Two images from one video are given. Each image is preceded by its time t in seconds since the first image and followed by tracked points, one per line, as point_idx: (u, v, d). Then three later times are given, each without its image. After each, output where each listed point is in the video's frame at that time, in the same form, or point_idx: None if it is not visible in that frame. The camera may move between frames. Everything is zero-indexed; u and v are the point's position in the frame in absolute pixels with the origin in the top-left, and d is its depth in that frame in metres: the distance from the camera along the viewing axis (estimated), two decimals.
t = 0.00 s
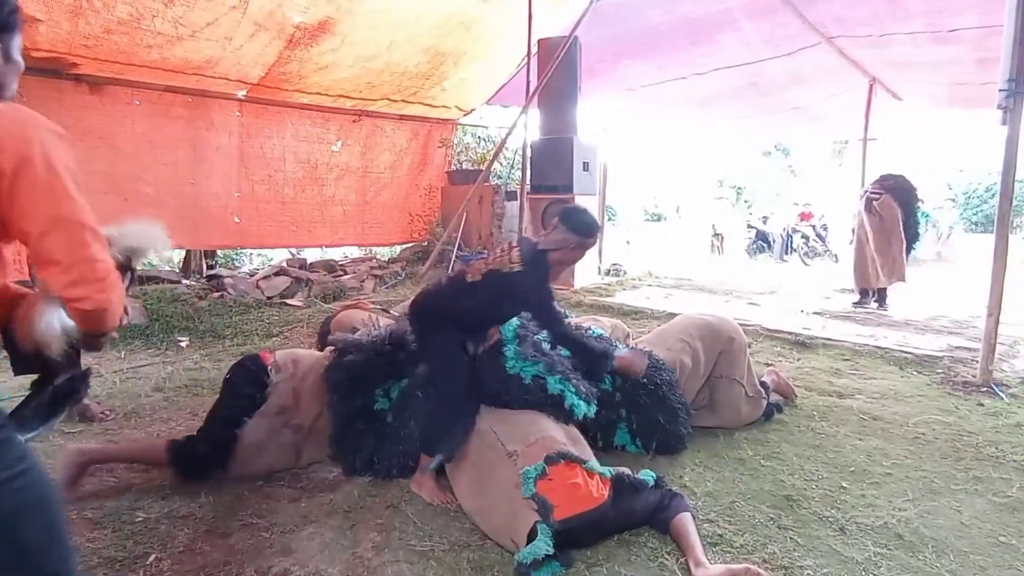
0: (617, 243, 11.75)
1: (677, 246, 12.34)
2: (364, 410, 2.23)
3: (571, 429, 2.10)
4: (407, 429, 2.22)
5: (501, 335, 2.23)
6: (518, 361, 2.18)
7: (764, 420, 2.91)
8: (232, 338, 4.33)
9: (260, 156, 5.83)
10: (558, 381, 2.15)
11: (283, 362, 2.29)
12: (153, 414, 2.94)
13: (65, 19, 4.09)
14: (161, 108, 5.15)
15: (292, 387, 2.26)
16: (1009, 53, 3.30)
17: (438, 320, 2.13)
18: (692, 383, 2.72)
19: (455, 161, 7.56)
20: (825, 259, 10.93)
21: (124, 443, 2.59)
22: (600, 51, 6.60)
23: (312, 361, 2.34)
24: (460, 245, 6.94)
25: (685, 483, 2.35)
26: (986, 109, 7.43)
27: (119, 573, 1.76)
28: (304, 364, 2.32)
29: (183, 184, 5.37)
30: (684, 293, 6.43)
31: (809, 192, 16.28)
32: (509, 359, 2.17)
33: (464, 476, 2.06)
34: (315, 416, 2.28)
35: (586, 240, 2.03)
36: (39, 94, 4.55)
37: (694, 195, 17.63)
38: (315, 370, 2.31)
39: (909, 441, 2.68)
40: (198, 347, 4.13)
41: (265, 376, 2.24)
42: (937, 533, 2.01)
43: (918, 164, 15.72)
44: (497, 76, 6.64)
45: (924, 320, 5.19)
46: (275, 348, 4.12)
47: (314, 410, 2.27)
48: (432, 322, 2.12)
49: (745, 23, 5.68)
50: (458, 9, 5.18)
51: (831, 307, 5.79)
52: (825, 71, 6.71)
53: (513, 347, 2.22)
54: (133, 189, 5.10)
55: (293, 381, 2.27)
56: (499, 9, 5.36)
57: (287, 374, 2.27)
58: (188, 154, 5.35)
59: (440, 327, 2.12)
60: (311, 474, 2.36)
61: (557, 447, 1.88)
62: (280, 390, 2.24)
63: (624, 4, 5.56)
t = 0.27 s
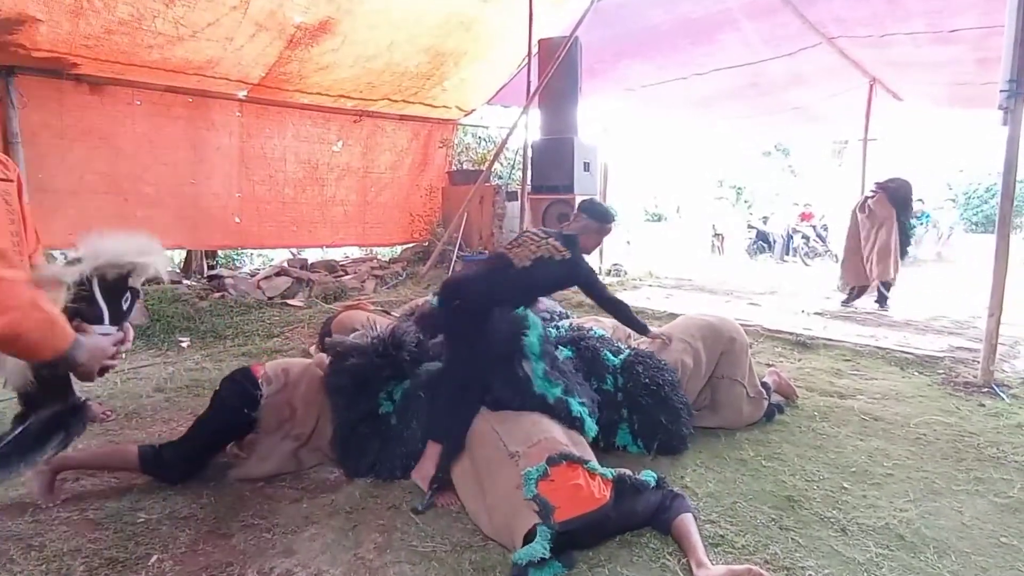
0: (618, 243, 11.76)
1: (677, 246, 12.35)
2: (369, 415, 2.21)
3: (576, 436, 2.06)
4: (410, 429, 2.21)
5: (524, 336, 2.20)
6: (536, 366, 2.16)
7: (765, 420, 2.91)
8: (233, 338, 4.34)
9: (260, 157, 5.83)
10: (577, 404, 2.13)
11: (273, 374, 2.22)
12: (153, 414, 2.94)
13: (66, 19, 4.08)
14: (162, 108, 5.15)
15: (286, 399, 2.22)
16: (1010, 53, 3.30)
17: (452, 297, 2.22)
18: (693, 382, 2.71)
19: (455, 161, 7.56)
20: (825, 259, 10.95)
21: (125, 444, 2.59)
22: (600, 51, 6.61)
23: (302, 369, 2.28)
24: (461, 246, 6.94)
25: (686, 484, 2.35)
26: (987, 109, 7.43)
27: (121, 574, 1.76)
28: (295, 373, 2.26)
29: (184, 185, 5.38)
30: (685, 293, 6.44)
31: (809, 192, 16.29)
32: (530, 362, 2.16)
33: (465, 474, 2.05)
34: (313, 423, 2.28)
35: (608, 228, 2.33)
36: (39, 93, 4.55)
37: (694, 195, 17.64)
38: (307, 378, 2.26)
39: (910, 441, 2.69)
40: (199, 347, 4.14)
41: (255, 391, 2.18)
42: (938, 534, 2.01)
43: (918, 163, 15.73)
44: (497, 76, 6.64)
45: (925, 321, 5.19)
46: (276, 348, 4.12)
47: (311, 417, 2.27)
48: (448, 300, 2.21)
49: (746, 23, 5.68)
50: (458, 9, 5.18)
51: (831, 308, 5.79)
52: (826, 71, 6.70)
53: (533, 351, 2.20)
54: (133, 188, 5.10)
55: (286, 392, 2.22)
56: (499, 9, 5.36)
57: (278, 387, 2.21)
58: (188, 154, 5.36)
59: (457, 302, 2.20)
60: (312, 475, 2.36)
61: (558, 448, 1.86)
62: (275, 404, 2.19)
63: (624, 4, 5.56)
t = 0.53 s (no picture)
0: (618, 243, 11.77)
1: (677, 246, 12.36)
2: (370, 422, 2.15)
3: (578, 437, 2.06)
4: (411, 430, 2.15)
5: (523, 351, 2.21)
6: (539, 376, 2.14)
7: (765, 420, 2.91)
8: (234, 338, 4.34)
9: (261, 157, 5.84)
10: (583, 408, 2.14)
11: (266, 379, 2.24)
12: (154, 414, 2.94)
13: (66, 19, 4.08)
14: (162, 108, 5.15)
15: (280, 402, 2.22)
16: (1010, 54, 3.30)
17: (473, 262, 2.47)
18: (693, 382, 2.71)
19: (456, 161, 7.56)
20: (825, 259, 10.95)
21: (126, 444, 2.59)
22: (601, 51, 6.61)
23: (296, 372, 2.28)
24: (461, 246, 6.95)
25: (687, 484, 2.35)
26: (987, 109, 7.43)
27: (123, 574, 1.76)
28: (288, 376, 2.27)
29: (184, 184, 5.38)
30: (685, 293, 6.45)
31: (809, 193, 16.29)
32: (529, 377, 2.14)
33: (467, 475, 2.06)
34: (310, 424, 2.29)
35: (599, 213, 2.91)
36: (39, 93, 4.56)
37: (694, 195, 17.64)
38: (301, 380, 2.27)
39: (911, 441, 2.69)
40: (200, 347, 4.14)
41: (249, 394, 2.21)
42: (938, 534, 2.02)
43: (918, 163, 15.73)
44: (498, 76, 6.64)
45: (925, 320, 5.20)
46: (276, 348, 4.12)
47: (307, 419, 2.28)
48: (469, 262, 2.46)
49: (746, 23, 5.68)
50: (458, 9, 5.18)
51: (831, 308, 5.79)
52: (827, 71, 6.70)
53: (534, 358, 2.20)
54: (133, 188, 5.10)
55: (280, 395, 2.24)
56: (500, 9, 5.36)
57: (273, 390, 2.23)
58: (189, 154, 5.36)
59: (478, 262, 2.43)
60: (313, 475, 2.36)
61: (559, 449, 1.86)
62: (269, 408, 2.21)
63: (624, 4, 5.56)
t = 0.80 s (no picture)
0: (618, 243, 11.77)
1: (678, 246, 12.36)
2: (368, 425, 2.23)
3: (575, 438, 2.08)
4: (414, 432, 2.22)
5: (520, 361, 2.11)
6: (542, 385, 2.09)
7: (765, 420, 2.92)
8: (234, 338, 4.34)
9: (261, 157, 5.84)
10: (583, 407, 2.14)
11: (264, 380, 2.27)
12: (154, 414, 2.95)
13: (67, 19, 4.08)
14: (163, 108, 5.15)
15: (276, 402, 2.25)
16: (1009, 54, 3.30)
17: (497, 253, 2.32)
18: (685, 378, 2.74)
19: (456, 161, 7.57)
20: (824, 260, 10.95)
21: (127, 444, 2.60)
22: (601, 51, 6.61)
23: (292, 372, 2.31)
24: (461, 246, 6.95)
25: (687, 484, 2.35)
26: (986, 109, 7.43)
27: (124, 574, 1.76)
28: (285, 377, 2.29)
29: (184, 184, 5.38)
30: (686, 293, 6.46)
31: (809, 193, 16.29)
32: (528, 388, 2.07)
33: (467, 476, 2.06)
34: (306, 424, 2.31)
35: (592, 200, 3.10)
36: (39, 93, 4.56)
37: (694, 195, 17.65)
38: (298, 381, 2.30)
39: (910, 441, 2.69)
40: (199, 347, 4.14)
41: (246, 394, 2.23)
42: (938, 534, 2.02)
43: (918, 163, 15.73)
44: (498, 76, 6.64)
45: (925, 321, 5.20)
46: (276, 348, 4.13)
47: (304, 419, 2.30)
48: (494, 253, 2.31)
49: (746, 23, 5.68)
50: (458, 9, 5.18)
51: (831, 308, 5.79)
52: (827, 71, 6.70)
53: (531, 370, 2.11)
54: (134, 188, 5.10)
55: (276, 396, 2.26)
56: (500, 9, 5.36)
57: (269, 390, 2.25)
58: (189, 154, 5.36)
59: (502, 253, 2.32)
60: (314, 475, 2.36)
61: (559, 450, 1.86)
62: (266, 408, 2.23)
63: (624, 4, 5.56)
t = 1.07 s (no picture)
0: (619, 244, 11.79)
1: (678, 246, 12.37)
2: (366, 429, 2.26)
3: (575, 437, 2.08)
4: (415, 434, 2.24)
5: (501, 373, 2.08)
6: (535, 385, 2.06)
7: (765, 419, 2.92)
8: (235, 339, 4.35)
9: (262, 158, 5.85)
10: (582, 405, 2.13)
11: (259, 380, 2.29)
12: (156, 414, 2.96)
13: (68, 20, 4.08)
14: (164, 109, 5.16)
15: (272, 402, 2.27)
16: (1009, 55, 3.31)
17: (543, 272, 2.56)
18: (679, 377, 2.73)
19: (456, 162, 7.57)
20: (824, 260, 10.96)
21: (129, 445, 2.60)
22: (601, 52, 6.62)
23: (287, 372, 2.33)
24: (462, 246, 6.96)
25: (687, 484, 2.36)
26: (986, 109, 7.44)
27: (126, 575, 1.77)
28: (281, 377, 2.31)
29: (185, 185, 5.39)
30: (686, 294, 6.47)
31: (809, 193, 16.30)
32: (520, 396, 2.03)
33: (466, 477, 2.06)
34: (304, 425, 2.33)
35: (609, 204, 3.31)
36: (40, 94, 4.56)
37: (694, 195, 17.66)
38: (293, 382, 2.31)
39: (910, 442, 2.70)
40: (200, 348, 4.14)
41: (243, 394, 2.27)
42: (938, 534, 2.02)
43: (919, 163, 15.73)
44: (498, 77, 6.64)
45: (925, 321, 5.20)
46: (277, 349, 4.14)
47: (300, 419, 2.32)
48: (542, 273, 2.55)
49: (746, 23, 5.68)
50: (459, 10, 5.18)
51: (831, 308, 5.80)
52: (826, 72, 6.71)
53: (514, 380, 2.07)
54: (135, 189, 5.11)
55: (272, 396, 2.28)
56: (500, 10, 5.36)
57: (265, 391, 2.28)
58: (190, 155, 5.37)
59: (548, 273, 2.55)
60: (315, 476, 2.37)
61: (560, 452, 1.86)
62: (262, 408, 2.26)
63: (624, 4, 5.57)
